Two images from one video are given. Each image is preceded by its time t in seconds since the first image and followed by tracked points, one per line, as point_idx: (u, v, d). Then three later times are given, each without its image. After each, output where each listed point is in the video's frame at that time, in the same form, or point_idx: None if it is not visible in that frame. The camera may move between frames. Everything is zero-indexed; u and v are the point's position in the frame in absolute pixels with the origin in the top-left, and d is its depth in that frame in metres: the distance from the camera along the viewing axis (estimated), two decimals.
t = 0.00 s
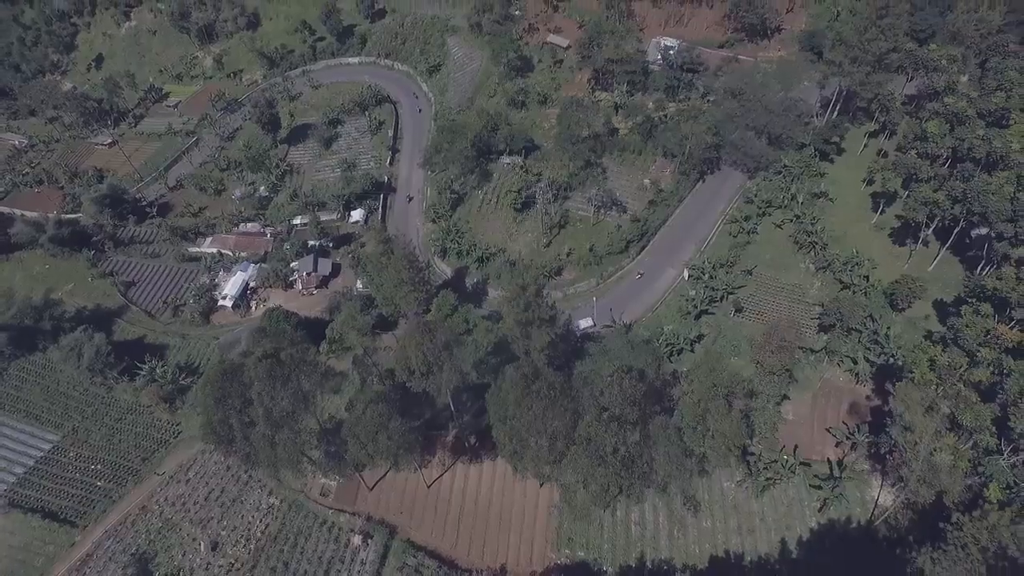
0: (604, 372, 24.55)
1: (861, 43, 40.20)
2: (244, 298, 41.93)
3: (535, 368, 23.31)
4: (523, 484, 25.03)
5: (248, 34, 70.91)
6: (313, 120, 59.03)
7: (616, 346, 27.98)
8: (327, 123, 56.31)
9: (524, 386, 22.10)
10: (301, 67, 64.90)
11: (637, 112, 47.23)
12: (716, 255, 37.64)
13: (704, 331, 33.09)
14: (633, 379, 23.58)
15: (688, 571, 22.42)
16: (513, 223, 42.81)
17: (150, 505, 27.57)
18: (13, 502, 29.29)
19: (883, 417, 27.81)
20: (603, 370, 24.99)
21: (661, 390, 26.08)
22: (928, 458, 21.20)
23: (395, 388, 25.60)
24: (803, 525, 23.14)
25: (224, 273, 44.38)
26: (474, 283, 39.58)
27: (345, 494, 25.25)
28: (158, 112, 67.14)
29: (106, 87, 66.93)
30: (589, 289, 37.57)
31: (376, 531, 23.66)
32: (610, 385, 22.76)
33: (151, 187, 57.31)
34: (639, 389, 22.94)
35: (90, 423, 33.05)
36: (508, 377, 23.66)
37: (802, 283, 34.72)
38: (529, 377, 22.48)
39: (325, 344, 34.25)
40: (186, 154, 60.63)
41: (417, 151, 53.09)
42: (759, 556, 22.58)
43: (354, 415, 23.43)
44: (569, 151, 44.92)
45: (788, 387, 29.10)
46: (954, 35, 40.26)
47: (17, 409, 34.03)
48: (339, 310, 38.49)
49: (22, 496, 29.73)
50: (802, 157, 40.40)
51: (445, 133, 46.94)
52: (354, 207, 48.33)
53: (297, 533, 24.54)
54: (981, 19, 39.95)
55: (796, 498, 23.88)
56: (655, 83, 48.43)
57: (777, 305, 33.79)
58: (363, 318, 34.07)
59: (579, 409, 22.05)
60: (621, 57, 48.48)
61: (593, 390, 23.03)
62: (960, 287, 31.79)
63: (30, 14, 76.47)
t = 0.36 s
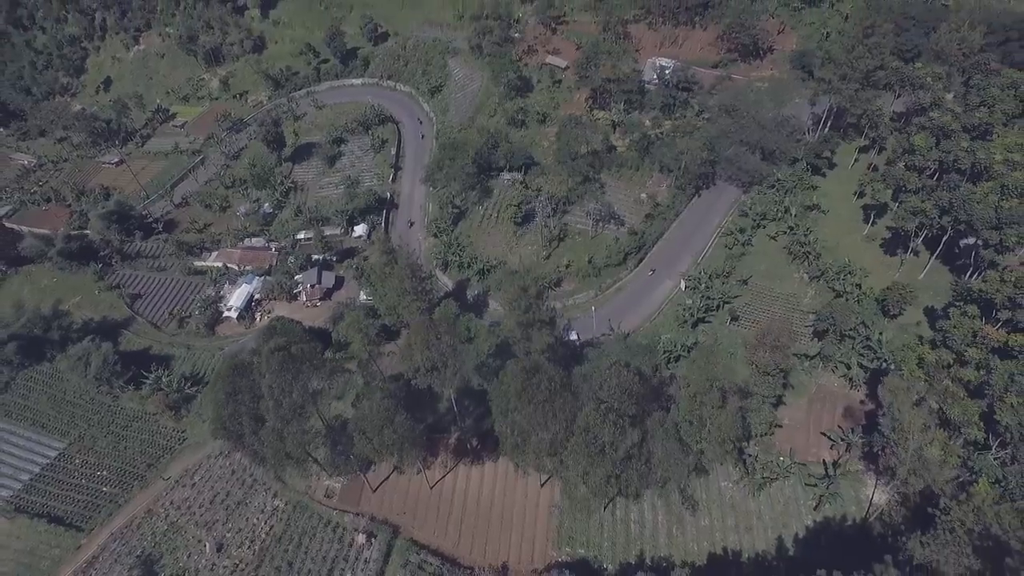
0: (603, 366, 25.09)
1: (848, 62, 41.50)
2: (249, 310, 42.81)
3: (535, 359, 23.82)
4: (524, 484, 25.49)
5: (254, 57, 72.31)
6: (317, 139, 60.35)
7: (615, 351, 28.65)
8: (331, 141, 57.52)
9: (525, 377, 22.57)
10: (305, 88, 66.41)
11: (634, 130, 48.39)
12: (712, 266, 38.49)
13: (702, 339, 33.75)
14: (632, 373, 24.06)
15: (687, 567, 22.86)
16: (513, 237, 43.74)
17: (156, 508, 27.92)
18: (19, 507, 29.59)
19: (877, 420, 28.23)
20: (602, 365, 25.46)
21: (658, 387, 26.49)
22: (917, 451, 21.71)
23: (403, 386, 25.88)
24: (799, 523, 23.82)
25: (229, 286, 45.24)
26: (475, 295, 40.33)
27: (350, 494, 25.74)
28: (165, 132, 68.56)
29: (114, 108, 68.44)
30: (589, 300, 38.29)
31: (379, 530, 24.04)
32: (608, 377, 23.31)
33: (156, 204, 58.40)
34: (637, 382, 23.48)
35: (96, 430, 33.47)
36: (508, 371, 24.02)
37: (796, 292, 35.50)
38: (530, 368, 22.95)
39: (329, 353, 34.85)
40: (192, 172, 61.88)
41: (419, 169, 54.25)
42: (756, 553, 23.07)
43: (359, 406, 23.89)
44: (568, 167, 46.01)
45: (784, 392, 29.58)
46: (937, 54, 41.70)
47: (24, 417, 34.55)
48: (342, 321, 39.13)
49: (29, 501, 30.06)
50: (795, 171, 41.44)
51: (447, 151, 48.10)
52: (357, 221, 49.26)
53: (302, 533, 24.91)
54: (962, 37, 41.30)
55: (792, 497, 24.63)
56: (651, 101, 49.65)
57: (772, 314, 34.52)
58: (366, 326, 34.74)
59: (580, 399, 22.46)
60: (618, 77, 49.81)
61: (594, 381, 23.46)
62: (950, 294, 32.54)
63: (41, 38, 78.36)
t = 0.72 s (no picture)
0: (603, 365, 25.09)
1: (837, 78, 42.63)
2: (253, 322, 43.43)
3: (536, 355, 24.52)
4: (525, 485, 26.01)
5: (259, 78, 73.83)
6: (320, 158, 61.65)
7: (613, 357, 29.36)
8: (334, 160, 58.79)
9: (524, 370, 23.05)
10: (309, 109, 67.95)
11: (631, 147, 49.61)
12: (707, 277, 39.38)
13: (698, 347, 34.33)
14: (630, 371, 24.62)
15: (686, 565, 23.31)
16: (513, 251, 44.71)
17: (162, 512, 28.32)
18: (26, 513, 29.98)
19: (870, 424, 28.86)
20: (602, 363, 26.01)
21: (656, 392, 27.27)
22: (907, 447, 22.31)
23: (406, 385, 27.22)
24: (795, 522, 24.34)
25: (234, 299, 46.03)
26: (476, 307, 41.10)
27: (354, 496, 26.20)
28: (171, 152, 69.98)
29: (122, 129, 69.96)
30: (588, 311, 39.04)
31: (383, 530, 24.49)
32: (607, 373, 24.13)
33: (162, 221, 59.48)
34: (634, 380, 24.15)
35: (103, 438, 33.94)
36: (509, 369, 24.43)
37: (790, 302, 36.33)
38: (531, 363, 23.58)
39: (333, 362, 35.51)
40: (197, 191, 63.13)
41: (421, 187, 55.42)
42: (753, 551, 23.55)
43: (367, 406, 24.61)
44: (567, 183, 47.14)
45: (779, 398, 29.99)
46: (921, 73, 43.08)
47: (32, 426, 35.05)
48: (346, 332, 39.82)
49: (36, 507, 30.44)
50: (788, 186, 42.55)
51: (449, 168, 49.28)
52: (360, 237, 50.28)
53: (307, 534, 25.34)
54: (945, 57, 41.77)
55: (788, 497, 25.12)
56: (647, 120, 50.90)
57: (767, 323, 35.27)
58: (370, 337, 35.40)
59: (579, 393, 23.10)
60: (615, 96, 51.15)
61: (595, 376, 24.23)
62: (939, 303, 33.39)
63: (52, 62, 80.17)
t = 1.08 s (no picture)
0: (599, 362, 26.56)
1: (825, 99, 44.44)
2: (258, 334, 44.33)
3: (535, 355, 25.42)
4: (526, 486, 26.58)
5: (264, 101, 74.98)
6: (324, 178, 62.98)
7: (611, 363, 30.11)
8: (337, 180, 60.06)
9: (525, 367, 24.16)
10: (313, 131, 69.50)
11: (627, 165, 50.81)
12: (703, 289, 40.32)
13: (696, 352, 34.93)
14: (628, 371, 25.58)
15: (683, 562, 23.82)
16: (513, 266, 45.74)
17: (168, 516, 28.76)
18: (33, 519, 30.45)
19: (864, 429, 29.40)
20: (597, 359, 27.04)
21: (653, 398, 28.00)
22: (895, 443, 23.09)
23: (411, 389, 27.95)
24: (790, 521, 24.91)
25: (239, 312, 46.78)
26: (477, 320, 41.90)
27: (358, 498, 26.70)
28: (177, 172, 71.41)
29: (129, 150, 71.49)
30: (586, 323, 39.84)
31: (386, 530, 24.97)
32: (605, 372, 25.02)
33: (168, 239, 60.57)
34: (631, 379, 24.89)
35: (109, 446, 34.43)
36: (511, 369, 25.23)
37: (784, 312, 37.20)
38: (531, 364, 24.61)
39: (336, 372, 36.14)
40: (203, 210, 64.40)
41: (422, 205, 56.58)
42: (748, 549, 24.09)
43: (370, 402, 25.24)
44: (565, 200, 48.31)
45: (775, 404, 30.57)
46: (908, 92, 44.36)
47: (39, 435, 35.58)
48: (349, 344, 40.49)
49: (43, 514, 30.87)
50: (781, 201, 43.65)
51: (450, 186, 50.49)
52: (363, 253, 51.29)
53: (311, 535, 25.82)
54: (928, 77, 43.60)
55: (783, 497, 25.71)
56: (644, 139, 52.04)
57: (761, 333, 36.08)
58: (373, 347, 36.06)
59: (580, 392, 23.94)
60: (612, 116, 52.46)
61: (593, 374, 25.02)
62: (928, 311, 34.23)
63: (62, 86, 82.01)
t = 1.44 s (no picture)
0: (596, 360, 27.52)
1: (814, 118, 45.84)
2: (262, 347, 45.18)
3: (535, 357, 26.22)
4: (527, 487, 27.25)
5: (268, 123, 76.67)
6: (327, 197, 64.31)
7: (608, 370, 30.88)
8: (341, 200, 61.31)
9: (525, 367, 25.10)
10: (317, 152, 71.02)
11: (625, 183, 51.68)
12: (699, 301, 41.33)
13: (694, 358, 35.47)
14: (626, 372, 26.46)
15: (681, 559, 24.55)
16: (513, 281, 46.75)
17: (175, 520, 29.31)
18: (40, 525, 31.09)
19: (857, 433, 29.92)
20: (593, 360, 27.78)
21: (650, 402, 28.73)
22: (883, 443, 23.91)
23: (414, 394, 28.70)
24: (785, 520, 25.63)
25: (244, 325, 47.80)
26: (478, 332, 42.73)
27: (362, 500, 27.22)
28: (182, 192, 72.82)
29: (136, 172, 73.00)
30: (584, 336, 40.75)
31: (390, 531, 25.51)
32: (603, 372, 25.89)
33: (173, 257, 61.70)
34: (628, 380, 25.70)
35: (116, 455, 34.92)
36: (512, 365, 26.48)
37: (778, 323, 38.09)
38: (531, 365, 25.51)
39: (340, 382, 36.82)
40: (207, 229, 65.59)
41: (424, 223, 57.74)
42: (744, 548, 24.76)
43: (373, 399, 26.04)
44: (563, 217, 49.43)
45: (769, 411, 31.21)
46: (895, 111, 45.71)
47: (46, 444, 36.13)
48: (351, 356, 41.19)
49: (52, 520, 31.35)
50: (773, 216, 44.79)
51: (451, 204, 51.66)
52: (366, 269, 52.41)
53: (316, 536, 26.36)
54: (914, 96, 45.07)
55: (777, 497, 26.40)
56: (640, 157, 53.17)
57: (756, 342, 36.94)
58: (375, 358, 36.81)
59: (579, 392, 24.74)
60: (609, 135, 53.79)
61: (591, 376, 25.79)
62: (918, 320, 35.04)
63: (71, 110, 83.83)
